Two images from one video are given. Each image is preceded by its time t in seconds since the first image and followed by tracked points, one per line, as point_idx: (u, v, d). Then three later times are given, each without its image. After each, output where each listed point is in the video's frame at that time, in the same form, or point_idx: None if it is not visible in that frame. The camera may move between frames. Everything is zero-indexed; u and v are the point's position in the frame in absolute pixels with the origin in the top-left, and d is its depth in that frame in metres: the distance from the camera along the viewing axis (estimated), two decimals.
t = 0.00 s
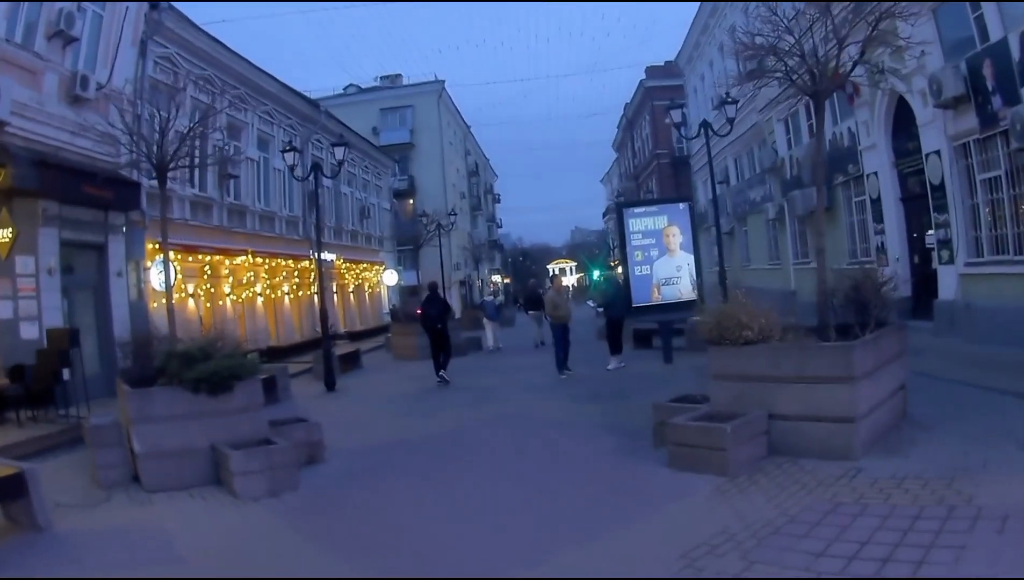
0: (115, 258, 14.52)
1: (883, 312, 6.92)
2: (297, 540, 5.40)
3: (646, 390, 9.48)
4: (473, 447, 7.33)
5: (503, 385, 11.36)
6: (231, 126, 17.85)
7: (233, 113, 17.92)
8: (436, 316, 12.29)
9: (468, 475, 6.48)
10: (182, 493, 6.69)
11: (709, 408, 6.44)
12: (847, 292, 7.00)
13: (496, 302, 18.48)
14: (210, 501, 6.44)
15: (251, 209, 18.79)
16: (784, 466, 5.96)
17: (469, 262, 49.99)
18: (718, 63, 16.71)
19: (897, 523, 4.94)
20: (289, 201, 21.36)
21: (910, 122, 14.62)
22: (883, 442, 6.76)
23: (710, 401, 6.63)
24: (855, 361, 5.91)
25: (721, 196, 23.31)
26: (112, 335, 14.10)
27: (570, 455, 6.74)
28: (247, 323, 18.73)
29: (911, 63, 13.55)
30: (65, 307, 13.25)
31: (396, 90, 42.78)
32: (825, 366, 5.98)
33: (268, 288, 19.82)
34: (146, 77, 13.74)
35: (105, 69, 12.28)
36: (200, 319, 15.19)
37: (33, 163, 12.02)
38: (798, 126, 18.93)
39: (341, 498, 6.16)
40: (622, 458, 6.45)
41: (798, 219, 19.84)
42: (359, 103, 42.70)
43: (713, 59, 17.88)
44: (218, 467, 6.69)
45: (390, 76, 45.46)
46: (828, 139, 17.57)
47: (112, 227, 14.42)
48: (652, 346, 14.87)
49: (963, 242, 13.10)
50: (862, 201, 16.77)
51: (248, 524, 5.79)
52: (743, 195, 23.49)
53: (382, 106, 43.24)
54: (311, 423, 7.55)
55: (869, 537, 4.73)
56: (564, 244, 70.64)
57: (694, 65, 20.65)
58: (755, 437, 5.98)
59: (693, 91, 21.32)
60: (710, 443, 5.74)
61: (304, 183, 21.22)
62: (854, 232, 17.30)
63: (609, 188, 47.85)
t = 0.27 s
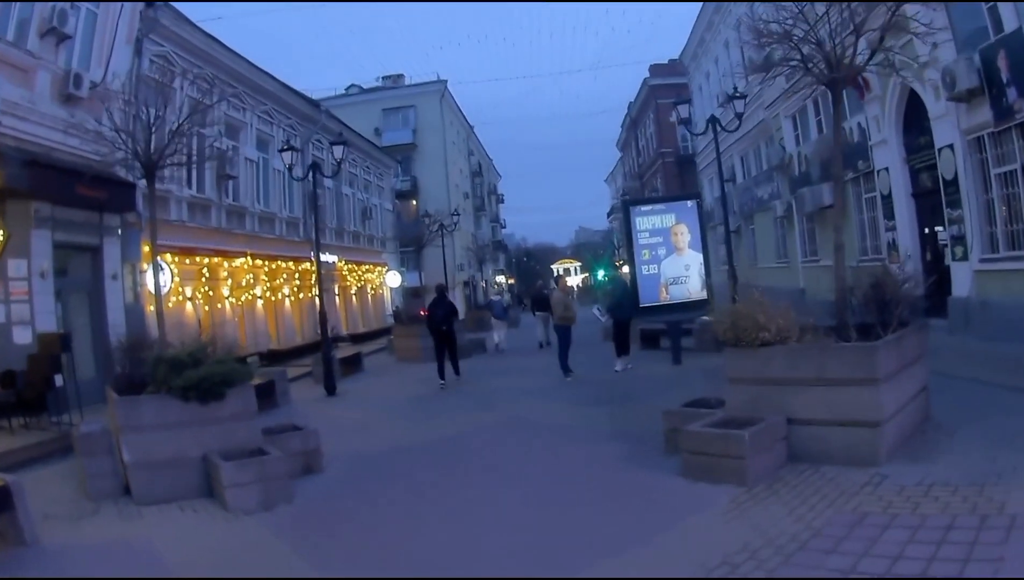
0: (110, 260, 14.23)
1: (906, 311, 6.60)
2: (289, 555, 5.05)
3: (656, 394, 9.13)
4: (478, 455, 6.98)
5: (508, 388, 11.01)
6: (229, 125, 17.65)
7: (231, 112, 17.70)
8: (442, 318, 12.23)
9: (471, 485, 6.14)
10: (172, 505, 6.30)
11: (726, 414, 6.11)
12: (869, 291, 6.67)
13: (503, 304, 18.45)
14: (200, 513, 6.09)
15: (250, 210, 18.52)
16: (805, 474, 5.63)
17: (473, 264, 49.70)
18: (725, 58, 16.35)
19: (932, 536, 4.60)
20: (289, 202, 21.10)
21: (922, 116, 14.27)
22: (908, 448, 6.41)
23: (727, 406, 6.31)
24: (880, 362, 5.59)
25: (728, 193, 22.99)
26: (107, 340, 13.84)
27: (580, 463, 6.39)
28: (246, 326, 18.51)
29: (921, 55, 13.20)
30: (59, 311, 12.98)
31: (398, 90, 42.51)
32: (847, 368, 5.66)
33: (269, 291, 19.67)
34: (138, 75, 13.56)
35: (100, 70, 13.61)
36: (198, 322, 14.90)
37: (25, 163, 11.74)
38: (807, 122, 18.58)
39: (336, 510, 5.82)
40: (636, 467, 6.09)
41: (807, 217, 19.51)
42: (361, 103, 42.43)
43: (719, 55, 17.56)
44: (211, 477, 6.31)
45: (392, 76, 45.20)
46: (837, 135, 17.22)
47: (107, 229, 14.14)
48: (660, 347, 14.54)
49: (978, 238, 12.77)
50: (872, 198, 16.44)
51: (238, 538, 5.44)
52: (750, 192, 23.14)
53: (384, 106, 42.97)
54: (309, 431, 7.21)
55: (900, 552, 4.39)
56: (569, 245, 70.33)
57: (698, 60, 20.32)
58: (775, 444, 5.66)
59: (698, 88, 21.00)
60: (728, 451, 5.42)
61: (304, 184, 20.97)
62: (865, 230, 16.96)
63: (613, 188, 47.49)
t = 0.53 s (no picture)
0: (105, 262, 13.97)
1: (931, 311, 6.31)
2: (282, 571, 4.68)
3: (668, 398, 8.78)
4: (485, 463, 6.61)
5: (514, 392, 10.68)
6: (228, 125, 17.46)
7: (230, 111, 17.52)
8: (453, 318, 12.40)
9: (477, 495, 5.79)
10: (162, 517, 5.94)
11: (745, 420, 5.79)
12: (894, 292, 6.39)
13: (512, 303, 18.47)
14: (191, 526, 5.72)
15: (249, 211, 18.23)
16: (829, 483, 5.31)
17: (477, 264, 49.38)
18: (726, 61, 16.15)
19: (971, 549, 4.25)
20: (290, 203, 20.82)
21: (933, 111, 13.95)
22: (937, 454, 6.06)
23: (745, 412, 5.99)
24: (906, 367, 5.31)
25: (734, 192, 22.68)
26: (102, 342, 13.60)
27: (593, 472, 6.04)
28: (244, 329, 18.28)
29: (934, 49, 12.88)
30: (53, 314, 12.72)
31: (400, 89, 42.22)
32: (872, 372, 5.37)
33: (269, 294, 19.42)
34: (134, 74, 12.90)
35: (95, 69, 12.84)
36: (197, 325, 14.59)
37: (17, 163, 11.47)
38: (815, 119, 18.28)
39: (334, 523, 5.46)
40: (654, 478, 5.72)
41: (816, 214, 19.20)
42: (361, 103, 42.23)
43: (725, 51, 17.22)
44: (204, 488, 5.95)
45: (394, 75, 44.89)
46: (846, 130, 16.89)
47: (101, 231, 13.89)
48: (668, 348, 14.22)
49: (994, 235, 12.44)
50: (884, 195, 16.09)
51: (229, 553, 5.07)
52: (757, 190, 22.79)
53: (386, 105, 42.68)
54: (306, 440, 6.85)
55: (938, 569, 4.04)
56: (572, 244, 69.98)
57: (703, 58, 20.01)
58: (797, 451, 5.34)
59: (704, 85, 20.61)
60: (749, 460, 5.10)
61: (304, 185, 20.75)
62: (876, 228, 16.65)
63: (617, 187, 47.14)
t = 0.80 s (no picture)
0: (101, 265, 13.76)
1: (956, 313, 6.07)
2: None
3: (678, 404, 8.48)
4: (489, 473, 6.32)
5: (519, 397, 10.38)
6: (226, 126, 17.24)
7: (229, 111, 17.30)
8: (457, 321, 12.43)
9: (481, 507, 5.49)
10: (152, 530, 5.64)
11: (764, 427, 5.50)
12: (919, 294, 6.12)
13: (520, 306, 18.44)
14: (180, 539, 5.43)
15: (249, 213, 17.99)
16: (852, 492, 5.03)
17: (480, 267, 49.09)
18: (729, 61, 15.91)
19: (1011, 564, 3.94)
20: (291, 205, 20.58)
21: (945, 107, 13.66)
22: (968, 462, 5.73)
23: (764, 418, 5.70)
24: (936, 371, 5.02)
25: (740, 192, 22.39)
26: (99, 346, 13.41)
27: (605, 483, 5.72)
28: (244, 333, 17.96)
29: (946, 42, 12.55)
30: (47, 317, 12.49)
31: (402, 92, 42.02)
32: (899, 375, 5.09)
33: (270, 298, 19.17)
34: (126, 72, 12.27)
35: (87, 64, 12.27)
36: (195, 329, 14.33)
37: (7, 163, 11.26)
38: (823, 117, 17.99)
39: (330, 537, 5.17)
40: (667, 489, 5.42)
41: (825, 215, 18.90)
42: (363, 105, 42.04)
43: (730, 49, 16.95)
44: (194, 500, 5.66)
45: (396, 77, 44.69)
46: (856, 128, 16.58)
47: (97, 234, 13.72)
48: (676, 352, 13.92)
49: (1009, 234, 12.12)
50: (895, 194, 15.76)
51: (218, 569, 4.78)
52: (764, 191, 22.48)
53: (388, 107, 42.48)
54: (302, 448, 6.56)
55: None
56: (575, 247, 69.68)
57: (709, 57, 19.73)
58: (819, 460, 5.06)
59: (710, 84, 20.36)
60: (770, 470, 4.82)
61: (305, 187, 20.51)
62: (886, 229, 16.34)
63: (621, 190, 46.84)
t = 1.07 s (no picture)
0: (97, 267, 13.61)
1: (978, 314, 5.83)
2: None
3: (686, 409, 8.23)
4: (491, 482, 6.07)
5: (521, 401, 10.14)
6: (225, 125, 17.01)
7: (228, 110, 17.07)
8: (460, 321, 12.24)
9: (482, 518, 5.25)
10: (142, 544, 5.41)
11: (781, 435, 5.27)
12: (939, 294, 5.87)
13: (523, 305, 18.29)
14: (168, 553, 5.19)
15: (248, 213, 17.76)
16: (876, 504, 4.79)
17: (482, 267, 48.81)
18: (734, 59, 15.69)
19: None
20: (291, 205, 20.35)
21: (956, 103, 13.38)
22: (994, 468, 5.47)
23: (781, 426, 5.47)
24: (962, 376, 4.84)
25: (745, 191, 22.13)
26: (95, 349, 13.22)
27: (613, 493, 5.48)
28: (244, 334, 17.76)
29: (956, 38, 12.27)
30: (42, 320, 12.28)
31: (404, 91, 41.79)
32: (925, 381, 4.89)
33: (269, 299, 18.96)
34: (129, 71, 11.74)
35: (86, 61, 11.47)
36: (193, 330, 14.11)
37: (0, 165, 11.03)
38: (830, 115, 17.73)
39: (323, 551, 4.93)
40: (678, 501, 5.18)
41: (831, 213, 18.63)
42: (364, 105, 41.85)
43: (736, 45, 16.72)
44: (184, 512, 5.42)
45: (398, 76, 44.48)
46: (864, 126, 16.32)
47: (92, 235, 13.59)
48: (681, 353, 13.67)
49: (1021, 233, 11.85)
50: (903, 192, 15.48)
51: None
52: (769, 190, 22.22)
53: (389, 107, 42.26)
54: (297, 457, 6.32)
55: None
56: (578, 246, 69.39)
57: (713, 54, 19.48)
58: (840, 471, 4.83)
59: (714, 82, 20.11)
60: (789, 482, 4.60)
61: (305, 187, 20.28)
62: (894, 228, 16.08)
63: (624, 189, 46.55)
